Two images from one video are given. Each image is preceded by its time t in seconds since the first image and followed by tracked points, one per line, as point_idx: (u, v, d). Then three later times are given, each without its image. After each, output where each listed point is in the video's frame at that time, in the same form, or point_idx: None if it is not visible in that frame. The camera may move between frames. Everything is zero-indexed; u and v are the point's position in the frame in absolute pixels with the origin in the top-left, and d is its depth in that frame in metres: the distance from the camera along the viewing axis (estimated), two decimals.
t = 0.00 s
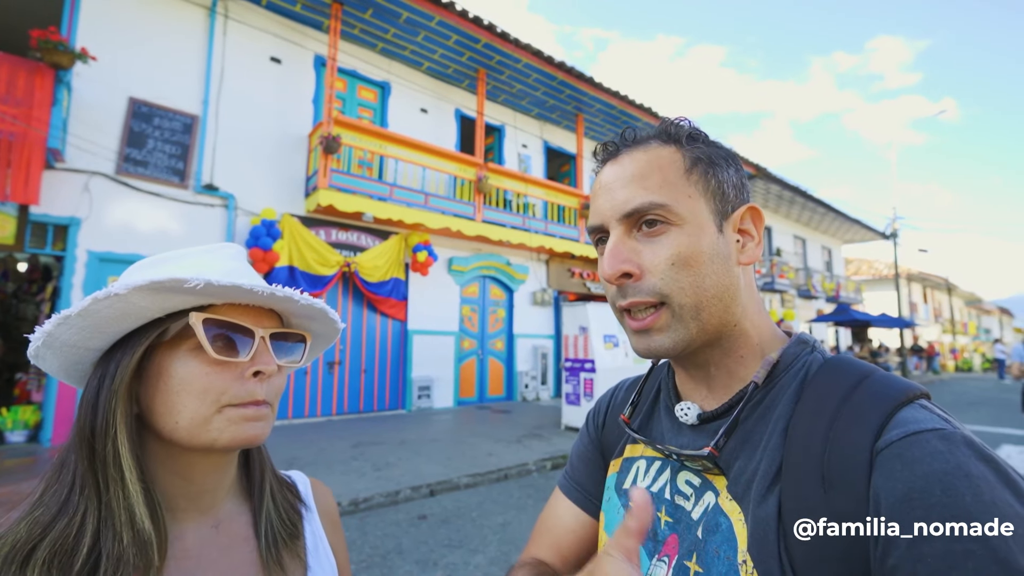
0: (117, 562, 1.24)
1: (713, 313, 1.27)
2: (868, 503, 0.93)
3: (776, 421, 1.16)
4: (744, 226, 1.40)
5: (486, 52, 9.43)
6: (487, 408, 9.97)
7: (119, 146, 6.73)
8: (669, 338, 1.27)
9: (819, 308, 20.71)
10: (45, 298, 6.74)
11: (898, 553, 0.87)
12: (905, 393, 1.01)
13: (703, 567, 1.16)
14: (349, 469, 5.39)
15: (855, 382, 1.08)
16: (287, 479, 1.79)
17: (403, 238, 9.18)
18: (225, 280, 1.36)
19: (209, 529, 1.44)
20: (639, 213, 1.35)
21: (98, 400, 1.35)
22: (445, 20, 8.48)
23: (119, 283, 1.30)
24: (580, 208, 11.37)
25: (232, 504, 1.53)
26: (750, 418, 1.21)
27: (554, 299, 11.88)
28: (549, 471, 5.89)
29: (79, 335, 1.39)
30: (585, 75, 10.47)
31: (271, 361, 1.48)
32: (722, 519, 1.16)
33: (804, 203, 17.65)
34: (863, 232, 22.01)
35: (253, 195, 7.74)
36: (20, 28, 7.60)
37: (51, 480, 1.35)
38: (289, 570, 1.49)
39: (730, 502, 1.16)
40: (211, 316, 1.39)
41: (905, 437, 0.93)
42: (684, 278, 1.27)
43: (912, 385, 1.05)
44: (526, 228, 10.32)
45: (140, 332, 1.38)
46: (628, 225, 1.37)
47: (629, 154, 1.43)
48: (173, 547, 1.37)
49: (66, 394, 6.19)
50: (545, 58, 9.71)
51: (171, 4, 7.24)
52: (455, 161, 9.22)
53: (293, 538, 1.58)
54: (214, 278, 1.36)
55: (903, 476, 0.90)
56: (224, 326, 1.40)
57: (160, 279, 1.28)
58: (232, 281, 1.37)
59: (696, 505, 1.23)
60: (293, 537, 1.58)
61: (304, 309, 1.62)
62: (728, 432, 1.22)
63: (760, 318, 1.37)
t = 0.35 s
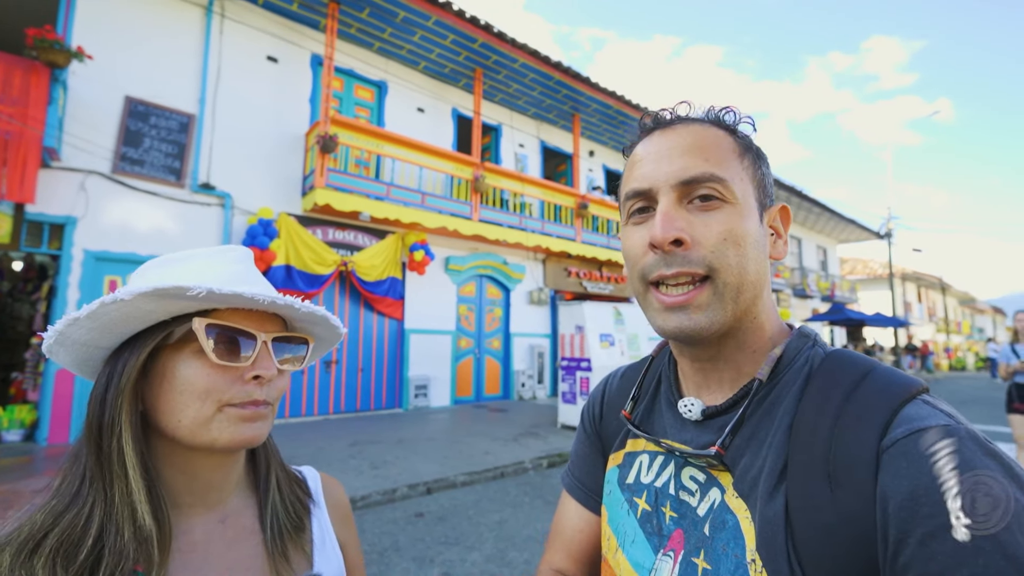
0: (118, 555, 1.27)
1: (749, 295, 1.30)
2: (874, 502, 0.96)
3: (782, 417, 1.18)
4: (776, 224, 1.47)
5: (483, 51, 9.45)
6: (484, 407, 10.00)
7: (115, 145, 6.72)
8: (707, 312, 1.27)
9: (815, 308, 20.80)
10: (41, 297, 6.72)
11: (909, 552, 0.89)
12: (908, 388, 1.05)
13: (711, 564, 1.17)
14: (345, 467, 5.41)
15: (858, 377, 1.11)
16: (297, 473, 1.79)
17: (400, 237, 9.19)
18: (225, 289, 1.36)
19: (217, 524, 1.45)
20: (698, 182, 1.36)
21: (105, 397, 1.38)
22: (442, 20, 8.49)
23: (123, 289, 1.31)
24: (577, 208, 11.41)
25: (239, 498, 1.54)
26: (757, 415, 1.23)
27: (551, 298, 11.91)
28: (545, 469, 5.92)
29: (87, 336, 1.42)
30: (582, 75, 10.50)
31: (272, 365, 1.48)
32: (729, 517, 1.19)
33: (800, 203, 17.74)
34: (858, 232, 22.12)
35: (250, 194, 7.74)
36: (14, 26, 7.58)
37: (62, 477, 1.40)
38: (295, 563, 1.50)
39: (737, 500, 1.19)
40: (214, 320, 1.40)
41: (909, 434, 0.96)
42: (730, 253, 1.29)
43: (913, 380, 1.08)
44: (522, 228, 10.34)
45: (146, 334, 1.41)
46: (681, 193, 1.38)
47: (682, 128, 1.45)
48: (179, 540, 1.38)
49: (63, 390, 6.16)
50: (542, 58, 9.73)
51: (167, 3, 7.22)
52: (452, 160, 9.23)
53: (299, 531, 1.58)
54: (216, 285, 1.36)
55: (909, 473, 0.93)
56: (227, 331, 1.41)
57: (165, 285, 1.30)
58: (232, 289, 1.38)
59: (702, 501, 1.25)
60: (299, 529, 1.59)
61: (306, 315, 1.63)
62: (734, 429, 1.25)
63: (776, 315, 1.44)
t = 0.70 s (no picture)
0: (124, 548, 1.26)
1: (659, 322, 1.30)
2: (857, 500, 0.97)
3: (769, 415, 1.18)
4: (691, 229, 1.32)
5: (476, 51, 9.44)
6: (477, 408, 9.99)
7: (104, 143, 6.65)
8: (625, 343, 1.34)
9: (806, 308, 20.96)
10: (28, 296, 6.64)
11: (887, 548, 0.91)
12: (895, 390, 1.05)
13: (700, 558, 1.18)
14: (337, 468, 5.39)
15: (846, 377, 1.11)
16: (304, 476, 1.72)
17: (393, 237, 9.16)
18: (240, 299, 1.35)
19: (220, 522, 1.41)
20: (583, 230, 1.39)
21: (112, 394, 1.37)
22: (436, 20, 8.48)
23: (135, 295, 1.30)
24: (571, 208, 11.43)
25: (246, 497, 1.51)
26: (743, 414, 1.23)
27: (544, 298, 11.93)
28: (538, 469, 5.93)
29: (93, 334, 1.40)
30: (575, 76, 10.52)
31: (277, 371, 1.46)
32: (717, 512, 1.19)
33: (791, 204, 17.87)
34: (849, 233, 22.31)
35: (242, 194, 7.69)
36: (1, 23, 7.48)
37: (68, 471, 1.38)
38: (294, 559, 1.47)
39: (725, 495, 1.19)
40: (222, 326, 1.39)
41: (892, 434, 0.97)
42: (623, 289, 1.30)
43: (901, 382, 1.08)
44: (516, 228, 10.34)
45: (153, 333, 1.39)
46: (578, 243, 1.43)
47: (588, 176, 1.48)
48: (182, 537, 1.36)
49: (51, 391, 6.08)
50: (535, 58, 9.74)
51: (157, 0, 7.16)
52: (446, 160, 9.22)
53: (298, 523, 1.55)
54: (227, 295, 1.35)
55: (890, 472, 0.94)
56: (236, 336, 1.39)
57: (178, 295, 1.28)
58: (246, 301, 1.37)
59: (691, 495, 1.25)
60: (299, 522, 1.56)
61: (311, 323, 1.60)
62: (720, 426, 1.24)
63: (730, 321, 1.32)
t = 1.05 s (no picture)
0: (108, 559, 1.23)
1: (675, 314, 1.27)
2: (844, 505, 0.93)
3: (761, 419, 1.15)
4: (716, 227, 1.31)
5: (474, 50, 9.41)
6: (474, 407, 9.96)
7: (97, 141, 6.59)
8: (633, 331, 1.30)
9: (803, 308, 21.02)
10: (20, 295, 6.57)
11: (872, 551, 0.89)
12: (886, 398, 1.00)
13: (688, 561, 1.15)
14: (333, 469, 5.36)
15: (839, 384, 1.07)
16: (291, 479, 1.70)
17: (390, 236, 9.11)
18: (231, 303, 1.32)
19: (206, 527, 1.39)
20: (609, 215, 1.36)
21: (99, 400, 1.34)
22: (433, 18, 8.44)
23: (123, 298, 1.26)
24: (568, 208, 11.41)
25: (233, 502, 1.48)
26: (734, 417, 1.19)
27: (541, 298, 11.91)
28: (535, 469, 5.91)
29: (78, 338, 1.37)
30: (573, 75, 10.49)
31: (268, 375, 1.43)
32: (706, 515, 1.16)
33: (788, 204, 17.92)
34: (846, 233, 22.36)
35: (237, 192, 7.63)
36: None
37: (50, 477, 1.34)
38: (282, 564, 1.44)
39: (714, 498, 1.16)
40: (212, 330, 1.35)
41: (882, 439, 0.93)
42: (644, 277, 1.27)
43: (895, 390, 1.03)
44: (513, 228, 10.32)
45: (139, 339, 1.35)
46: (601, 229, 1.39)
47: (615, 166, 1.44)
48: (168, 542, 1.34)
49: (43, 390, 6.04)
50: (533, 57, 9.71)
51: None
52: (442, 159, 9.18)
53: (286, 529, 1.51)
54: (219, 299, 1.32)
55: (878, 477, 0.91)
56: (225, 339, 1.36)
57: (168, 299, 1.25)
58: (238, 304, 1.34)
59: (682, 500, 1.22)
60: (287, 528, 1.51)
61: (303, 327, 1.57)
62: (709, 428, 1.21)
63: (742, 323, 1.31)
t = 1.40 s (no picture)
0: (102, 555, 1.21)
1: (732, 282, 1.26)
2: (833, 483, 0.91)
3: (752, 405, 1.14)
4: (766, 227, 1.41)
5: (473, 49, 9.39)
6: (473, 407, 9.94)
7: (95, 139, 6.57)
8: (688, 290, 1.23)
9: (802, 307, 21.06)
10: (17, 295, 6.54)
11: (858, 526, 0.86)
12: (871, 382, 1.00)
13: (679, 545, 1.13)
14: (331, 468, 5.34)
15: (827, 370, 1.06)
16: (286, 474, 1.69)
17: (389, 236, 9.09)
18: (209, 289, 1.29)
19: (202, 519, 1.37)
20: (692, 168, 1.34)
21: (86, 394, 1.32)
22: (432, 17, 8.43)
23: (102, 289, 1.25)
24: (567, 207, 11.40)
25: (228, 494, 1.46)
26: (727, 405, 1.20)
27: (540, 297, 11.90)
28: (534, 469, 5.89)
29: (64, 331, 1.35)
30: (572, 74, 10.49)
31: (260, 361, 1.41)
32: (697, 499, 1.15)
33: (787, 204, 17.96)
34: (844, 233, 22.40)
35: (235, 191, 7.61)
36: None
37: (42, 471, 1.33)
38: (276, 558, 1.42)
39: (705, 483, 1.15)
40: (201, 317, 1.33)
41: (868, 420, 0.92)
42: (717, 238, 1.25)
43: (880, 376, 1.03)
44: (512, 227, 10.30)
45: (127, 330, 1.33)
46: (677, 176, 1.35)
47: (694, 129, 1.44)
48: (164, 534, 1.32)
49: (39, 390, 6.01)
50: (532, 57, 9.70)
51: None
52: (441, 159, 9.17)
53: (280, 523, 1.50)
54: (197, 285, 1.29)
55: (864, 455, 0.89)
56: (214, 326, 1.34)
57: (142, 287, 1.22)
58: (217, 289, 1.30)
59: (671, 487, 1.22)
60: (281, 523, 1.51)
61: (294, 309, 1.54)
62: (703, 412, 1.22)
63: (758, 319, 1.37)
